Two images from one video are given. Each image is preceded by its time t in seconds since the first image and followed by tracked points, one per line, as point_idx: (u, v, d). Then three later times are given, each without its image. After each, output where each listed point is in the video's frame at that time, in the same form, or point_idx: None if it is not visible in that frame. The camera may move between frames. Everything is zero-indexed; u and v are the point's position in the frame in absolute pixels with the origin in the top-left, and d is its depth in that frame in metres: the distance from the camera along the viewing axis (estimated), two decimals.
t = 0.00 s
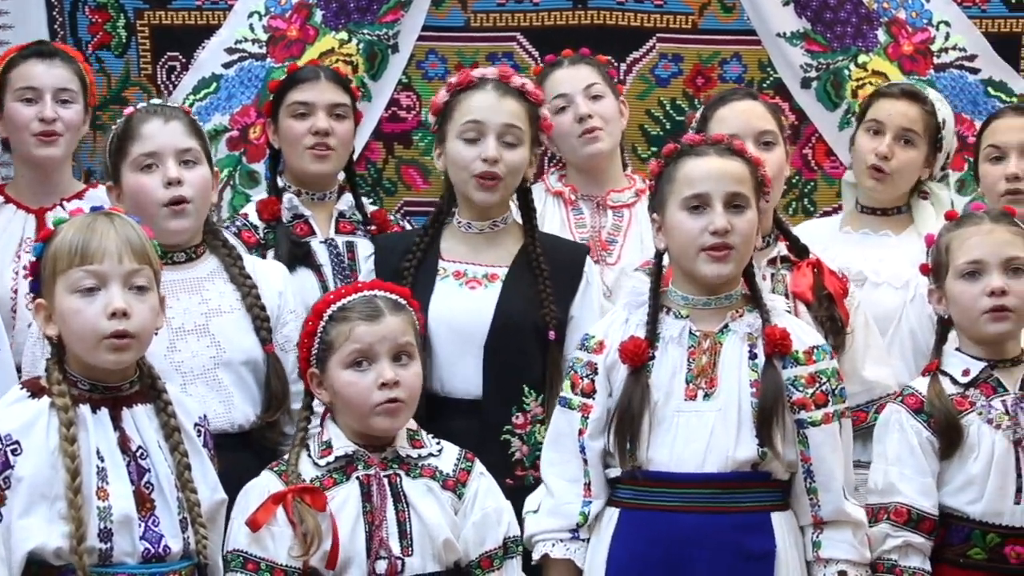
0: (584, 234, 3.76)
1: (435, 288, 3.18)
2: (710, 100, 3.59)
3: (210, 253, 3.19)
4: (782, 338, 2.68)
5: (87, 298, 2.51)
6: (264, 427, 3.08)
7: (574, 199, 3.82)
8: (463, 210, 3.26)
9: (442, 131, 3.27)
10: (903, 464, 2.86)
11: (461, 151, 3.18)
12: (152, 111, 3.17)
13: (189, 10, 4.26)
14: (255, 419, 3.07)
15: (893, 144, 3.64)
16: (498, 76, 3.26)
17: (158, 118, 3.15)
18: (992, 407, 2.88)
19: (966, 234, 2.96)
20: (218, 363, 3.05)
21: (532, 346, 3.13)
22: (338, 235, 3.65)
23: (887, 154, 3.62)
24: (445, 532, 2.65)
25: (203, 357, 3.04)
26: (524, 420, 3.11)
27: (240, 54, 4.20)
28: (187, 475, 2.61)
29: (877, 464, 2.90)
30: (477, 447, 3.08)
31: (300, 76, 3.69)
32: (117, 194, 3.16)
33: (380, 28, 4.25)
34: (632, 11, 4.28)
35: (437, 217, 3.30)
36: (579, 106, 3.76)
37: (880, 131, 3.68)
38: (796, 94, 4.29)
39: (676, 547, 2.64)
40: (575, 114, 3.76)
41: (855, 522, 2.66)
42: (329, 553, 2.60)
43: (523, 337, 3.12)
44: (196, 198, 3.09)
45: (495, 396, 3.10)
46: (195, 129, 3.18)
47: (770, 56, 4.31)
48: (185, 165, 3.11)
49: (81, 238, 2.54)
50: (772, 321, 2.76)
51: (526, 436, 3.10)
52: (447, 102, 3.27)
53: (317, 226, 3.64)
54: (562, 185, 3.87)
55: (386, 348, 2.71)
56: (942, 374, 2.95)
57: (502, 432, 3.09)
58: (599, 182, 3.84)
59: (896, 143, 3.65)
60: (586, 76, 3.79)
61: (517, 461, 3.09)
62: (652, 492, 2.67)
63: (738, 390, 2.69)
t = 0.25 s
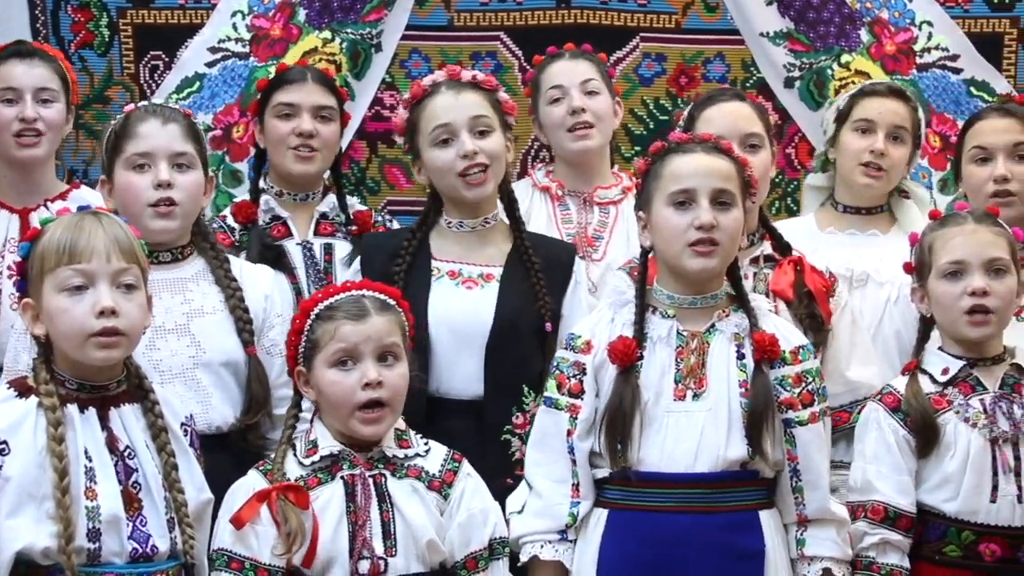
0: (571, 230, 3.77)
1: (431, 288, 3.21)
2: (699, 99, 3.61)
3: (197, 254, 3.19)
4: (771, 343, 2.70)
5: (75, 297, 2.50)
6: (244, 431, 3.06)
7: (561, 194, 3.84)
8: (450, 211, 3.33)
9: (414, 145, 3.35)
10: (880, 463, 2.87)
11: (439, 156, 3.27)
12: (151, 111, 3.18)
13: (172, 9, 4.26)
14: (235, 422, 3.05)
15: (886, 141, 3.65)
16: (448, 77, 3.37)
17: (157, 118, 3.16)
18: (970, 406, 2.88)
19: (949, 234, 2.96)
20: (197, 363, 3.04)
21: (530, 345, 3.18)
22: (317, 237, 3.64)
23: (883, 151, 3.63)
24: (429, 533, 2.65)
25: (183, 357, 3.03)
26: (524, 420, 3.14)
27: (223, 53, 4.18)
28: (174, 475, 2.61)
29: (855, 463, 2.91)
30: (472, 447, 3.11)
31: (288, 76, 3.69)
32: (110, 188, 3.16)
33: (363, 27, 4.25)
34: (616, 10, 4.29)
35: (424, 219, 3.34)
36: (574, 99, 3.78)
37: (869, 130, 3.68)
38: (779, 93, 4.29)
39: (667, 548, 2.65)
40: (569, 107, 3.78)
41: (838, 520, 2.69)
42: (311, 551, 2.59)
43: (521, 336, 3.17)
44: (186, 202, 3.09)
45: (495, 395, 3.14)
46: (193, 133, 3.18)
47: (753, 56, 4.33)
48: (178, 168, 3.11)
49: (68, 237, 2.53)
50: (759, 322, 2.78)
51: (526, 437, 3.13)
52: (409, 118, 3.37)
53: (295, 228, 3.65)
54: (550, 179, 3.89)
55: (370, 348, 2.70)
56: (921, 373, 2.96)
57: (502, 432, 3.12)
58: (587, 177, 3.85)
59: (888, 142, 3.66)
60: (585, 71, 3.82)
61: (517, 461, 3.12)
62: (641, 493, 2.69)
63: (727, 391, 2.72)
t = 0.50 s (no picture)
0: (555, 232, 3.77)
1: (418, 286, 3.21)
2: (689, 98, 3.62)
3: (187, 257, 3.19)
4: (758, 343, 2.72)
5: (58, 296, 2.49)
6: (221, 439, 3.04)
7: (545, 197, 3.84)
8: (429, 210, 3.32)
9: (393, 147, 3.36)
10: (856, 461, 2.88)
11: (421, 159, 3.27)
12: (158, 113, 3.18)
13: (154, 8, 4.25)
14: (212, 428, 3.03)
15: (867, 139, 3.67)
16: (425, 76, 3.37)
17: (163, 120, 3.15)
18: (943, 405, 2.89)
19: (930, 233, 2.97)
20: (175, 364, 3.03)
21: (518, 343, 3.19)
22: (296, 234, 3.65)
23: (865, 149, 3.65)
24: (411, 533, 2.64)
25: (160, 357, 3.02)
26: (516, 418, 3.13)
27: (206, 52, 4.17)
28: (156, 476, 2.60)
29: (833, 461, 2.92)
30: (470, 447, 3.11)
31: (277, 72, 3.70)
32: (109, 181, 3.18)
33: (346, 26, 4.24)
34: (598, 10, 4.31)
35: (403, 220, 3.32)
36: (564, 103, 3.79)
37: (846, 130, 3.68)
38: (761, 93, 4.31)
39: (659, 548, 2.65)
40: (558, 111, 3.79)
41: (820, 517, 2.73)
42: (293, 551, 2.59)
43: (511, 336, 3.18)
44: (173, 206, 3.07)
45: (487, 394, 3.13)
46: (198, 141, 3.15)
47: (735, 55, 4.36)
48: (172, 173, 3.09)
49: (53, 236, 2.53)
50: (743, 324, 2.81)
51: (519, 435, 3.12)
52: (387, 120, 3.37)
53: (275, 225, 3.67)
54: (535, 181, 3.89)
55: (353, 348, 2.70)
56: (899, 372, 2.97)
57: (496, 431, 3.11)
58: (575, 181, 3.86)
59: (867, 139, 3.68)
60: (577, 75, 3.83)
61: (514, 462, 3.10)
62: (632, 493, 2.68)
63: (714, 390, 2.73)
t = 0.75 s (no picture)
0: (538, 233, 3.78)
1: (402, 286, 3.20)
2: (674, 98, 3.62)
3: (173, 260, 3.19)
4: (741, 343, 2.75)
5: (36, 295, 2.48)
6: (196, 445, 3.03)
7: (529, 198, 3.85)
8: (408, 210, 3.32)
9: (370, 149, 3.35)
10: (832, 458, 2.90)
11: (400, 158, 3.27)
12: (150, 114, 3.19)
13: (133, 7, 4.23)
14: (189, 432, 3.02)
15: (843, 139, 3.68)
16: (400, 77, 3.38)
17: (152, 122, 3.16)
18: (917, 404, 2.89)
19: (909, 232, 2.98)
20: (153, 365, 3.02)
21: (502, 343, 3.19)
22: (274, 239, 3.65)
23: (842, 150, 3.66)
24: (391, 534, 2.63)
25: (138, 357, 3.01)
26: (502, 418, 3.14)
27: (185, 52, 4.17)
28: (134, 476, 2.60)
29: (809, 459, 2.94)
30: (456, 448, 3.10)
31: (262, 75, 3.69)
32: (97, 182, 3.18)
33: (327, 25, 4.24)
34: (579, 10, 4.32)
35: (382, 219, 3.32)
36: (544, 106, 3.79)
37: (822, 132, 3.70)
38: (742, 93, 4.31)
39: (653, 546, 2.65)
40: (539, 114, 3.79)
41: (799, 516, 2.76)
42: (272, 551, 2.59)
43: (495, 335, 3.19)
44: (159, 209, 3.08)
45: (473, 394, 3.13)
46: (187, 145, 3.16)
47: (715, 55, 4.36)
48: (159, 176, 3.10)
49: (30, 235, 2.52)
50: (723, 324, 2.83)
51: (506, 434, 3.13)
52: (363, 122, 3.37)
53: (253, 230, 3.66)
54: (519, 182, 3.90)
55: (335, 346, 2.70)
56: (877, 371, 2.98)
57: (483, 431, 3.11)
58: (557, 182, 3.86)
59: (843, 138, 3.70)
60: (558, 78, 3.82)
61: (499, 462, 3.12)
62: (619, 493, 2.68)
63: (700, 391, 2.75)
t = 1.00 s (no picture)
0: (519, 234, 3.78)
1: (382, 287, 3.18)
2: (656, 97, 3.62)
3: (143, 256, 3.18)
4: (722, 343, 2.77)
5: (14, 296, 2.47)
6: (175, 439, 3.04)
7: (511, 198, 3.85)
8: (386, 210, 3.31)
9: (345, 151, 3.35)
10: (807, 455, 2.92)
11: (377, 159, 3.26)
12: (102, 111, 3.18)
13: (112, 7, 4.22)
14: (166, 428, 3.02)
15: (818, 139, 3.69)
16: (373, 78, 3.38)
17: (106, 118, 3.15)
18: (889, 403, 2.90)
19: (888, 232, 2.99)
20: (127, 365, 3.00)
21: (481, 342, 3.19)
22: (251, 236, 3.64)
23: (816, 150, 3.67)
24: (369, 535, 2.62)
25: (112, 357, 2.99)
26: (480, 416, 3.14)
27: (164, 51, 4.16)
28: (115, 476, 2.59)
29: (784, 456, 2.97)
30: (437, 448, 3.10)
31: (242, 74, 3.69)
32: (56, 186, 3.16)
33: (306, 26, 4.23)
34: (558, 10, 4.32)
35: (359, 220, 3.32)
36: (524, 109, 3.78)
37: (796, 135, 3.71)
38: (722, 94, 4.33)
39: (637, 552, 2.64)
40: (519, 117, 3.78)
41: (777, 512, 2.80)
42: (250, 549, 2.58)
43: (474, 335, 3.19)
44: (122, 203, 3.06)
45: (453, 394, 3.13)
46: (143, 135, 3.16)
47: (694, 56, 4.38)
48: (119, 170, 3.09)
49: (7, 236, 2.51)
50: (702, 323, 2.86)
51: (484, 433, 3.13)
52: (338, 124, 3.37)
53: (231, 228, 3.66)
54: (501, 183, 3.91)
55: (316, 344, 2.69)
56: (853, 370, 3.00)
57: (462, 431, 3.11)
58: (538, 182, 3.87)
59: (818, 138, 3.71)
60: (536, 80, 3.81)
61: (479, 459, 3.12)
62: (606, 494, 2.68)
63: (684, 392, 2.75)
